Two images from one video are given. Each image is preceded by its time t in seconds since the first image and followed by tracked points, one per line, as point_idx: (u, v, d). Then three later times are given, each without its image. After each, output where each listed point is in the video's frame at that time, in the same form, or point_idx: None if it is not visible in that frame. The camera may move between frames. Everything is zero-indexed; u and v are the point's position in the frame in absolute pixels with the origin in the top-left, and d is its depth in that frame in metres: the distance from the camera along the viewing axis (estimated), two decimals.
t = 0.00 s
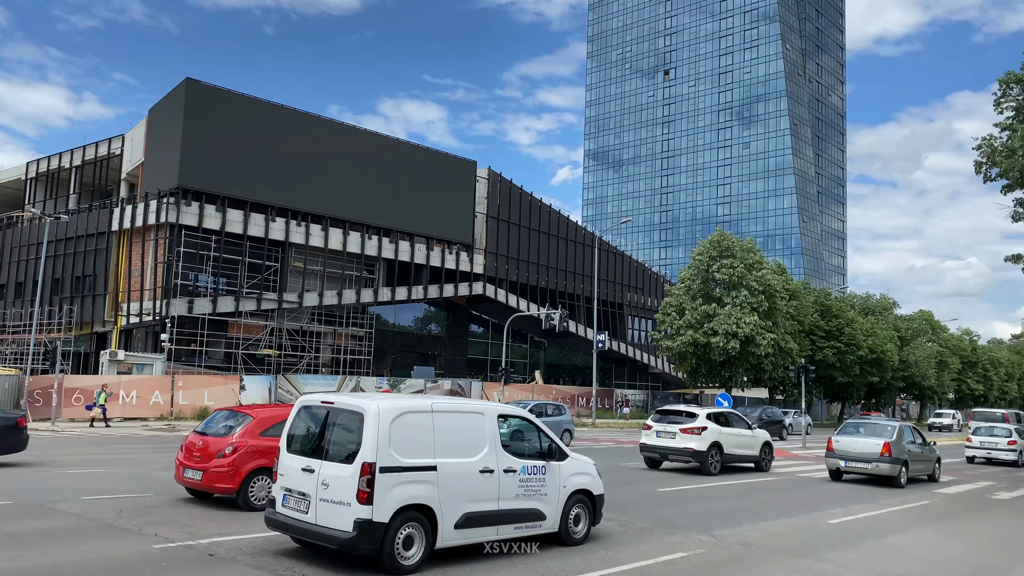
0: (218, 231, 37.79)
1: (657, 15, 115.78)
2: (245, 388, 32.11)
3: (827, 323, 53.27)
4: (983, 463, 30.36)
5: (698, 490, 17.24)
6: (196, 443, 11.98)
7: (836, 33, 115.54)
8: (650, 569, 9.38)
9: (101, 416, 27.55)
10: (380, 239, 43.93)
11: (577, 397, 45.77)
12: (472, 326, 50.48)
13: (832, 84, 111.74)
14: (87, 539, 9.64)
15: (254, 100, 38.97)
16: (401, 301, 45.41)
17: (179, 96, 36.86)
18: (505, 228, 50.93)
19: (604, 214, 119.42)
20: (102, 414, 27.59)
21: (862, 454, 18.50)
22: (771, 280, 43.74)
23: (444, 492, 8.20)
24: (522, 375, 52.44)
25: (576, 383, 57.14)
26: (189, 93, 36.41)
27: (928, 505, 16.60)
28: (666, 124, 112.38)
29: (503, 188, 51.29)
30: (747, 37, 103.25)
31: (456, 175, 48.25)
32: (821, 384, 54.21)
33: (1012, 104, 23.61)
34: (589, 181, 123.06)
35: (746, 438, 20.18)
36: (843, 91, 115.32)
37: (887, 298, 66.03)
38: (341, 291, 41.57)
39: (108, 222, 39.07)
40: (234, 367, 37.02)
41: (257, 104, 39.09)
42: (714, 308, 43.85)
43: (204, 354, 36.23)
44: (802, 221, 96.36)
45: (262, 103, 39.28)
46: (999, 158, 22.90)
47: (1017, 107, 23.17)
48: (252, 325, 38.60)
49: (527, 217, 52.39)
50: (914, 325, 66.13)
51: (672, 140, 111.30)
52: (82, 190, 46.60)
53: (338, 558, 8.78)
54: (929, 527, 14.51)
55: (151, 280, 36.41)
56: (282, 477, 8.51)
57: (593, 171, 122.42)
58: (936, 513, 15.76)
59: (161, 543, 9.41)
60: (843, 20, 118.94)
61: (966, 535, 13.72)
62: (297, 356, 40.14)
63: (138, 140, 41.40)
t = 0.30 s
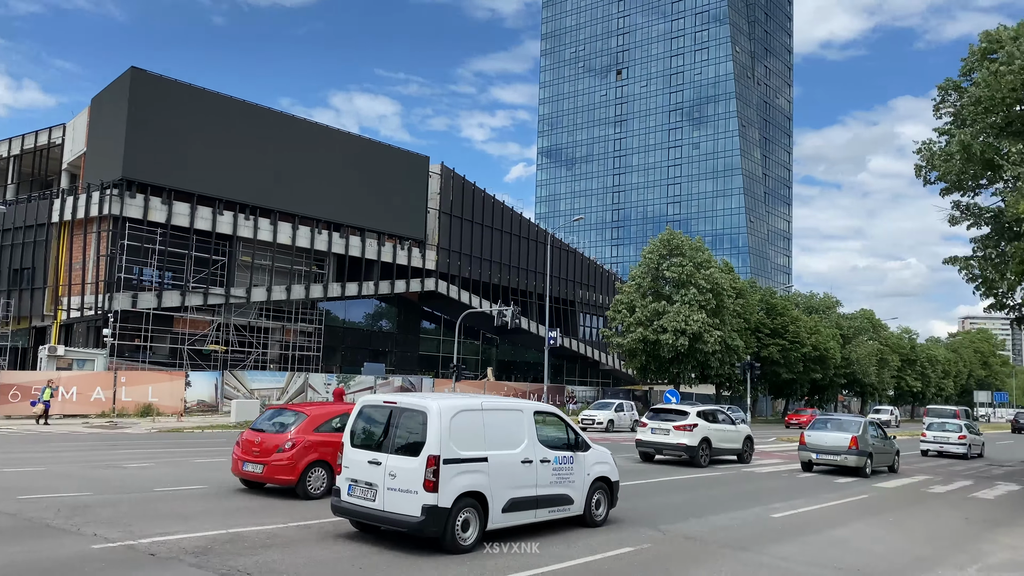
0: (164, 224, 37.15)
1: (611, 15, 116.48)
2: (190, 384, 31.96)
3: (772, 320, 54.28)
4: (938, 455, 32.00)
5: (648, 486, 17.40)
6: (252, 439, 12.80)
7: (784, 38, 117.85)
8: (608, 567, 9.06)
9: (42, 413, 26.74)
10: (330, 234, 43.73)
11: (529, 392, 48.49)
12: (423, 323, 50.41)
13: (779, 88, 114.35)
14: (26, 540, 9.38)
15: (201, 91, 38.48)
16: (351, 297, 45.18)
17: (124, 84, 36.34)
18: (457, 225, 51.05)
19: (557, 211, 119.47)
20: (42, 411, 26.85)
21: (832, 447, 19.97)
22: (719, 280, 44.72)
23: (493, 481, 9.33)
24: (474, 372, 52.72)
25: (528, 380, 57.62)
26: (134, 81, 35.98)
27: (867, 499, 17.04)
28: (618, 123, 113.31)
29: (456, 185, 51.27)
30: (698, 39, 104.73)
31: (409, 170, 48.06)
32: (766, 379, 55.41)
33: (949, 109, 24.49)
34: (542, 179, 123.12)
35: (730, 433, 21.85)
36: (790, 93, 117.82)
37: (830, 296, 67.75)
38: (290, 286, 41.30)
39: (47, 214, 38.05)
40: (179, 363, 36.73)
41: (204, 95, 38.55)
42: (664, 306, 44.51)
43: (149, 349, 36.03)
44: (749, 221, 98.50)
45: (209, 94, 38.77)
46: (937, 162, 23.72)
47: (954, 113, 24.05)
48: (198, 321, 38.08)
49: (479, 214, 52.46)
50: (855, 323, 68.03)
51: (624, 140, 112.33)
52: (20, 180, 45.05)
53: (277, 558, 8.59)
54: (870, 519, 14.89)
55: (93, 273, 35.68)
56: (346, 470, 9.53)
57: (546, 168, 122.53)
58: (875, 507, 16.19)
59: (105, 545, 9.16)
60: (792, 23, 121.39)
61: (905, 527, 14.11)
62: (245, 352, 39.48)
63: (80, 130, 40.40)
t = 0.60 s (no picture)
0: (117, 218, 36.48)
1: (573, 13, 116.54)
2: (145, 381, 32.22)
3: (728, 319, 54.84)
4: (901, 449, 33.41)
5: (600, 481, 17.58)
6: (303, 432, 13.94)
7: (743, 39, 119.25)
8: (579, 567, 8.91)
9: None
10: (287, 229, 43.50)
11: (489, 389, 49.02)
12: (383, 319, 49.86)
13: (737, 89, 116.07)
14: None
15: (153, 82, 37.83)
16: (309, 293, 44.53)
17: (75, 74, 35.59)
18: (418, 221, 50.91)
19: (519, 208, 119.68)
20: None
21: (810, 441, 21.56)
22: (678, 278, 45.36)
23: (532, 469, 10.74)
24: (434, 369, 52.84)
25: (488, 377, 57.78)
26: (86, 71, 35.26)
27: (820, 494, 17.34)
28: (580, 121, 113.69)
29: (417, 181, 51.15)
30: (658, 39, 105.56)
31: (369, 166, 47.90)
32: (723, 377, 56.10)
33: (901, 113, 25.08)
34: (503, 175, 122.65)
35: (720, 428, 24.44)
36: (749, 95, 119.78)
37: (785, 295, 68.89)
38: (246, 282, 41.14)
39: None
40: (132, 360, 36.15)
41: (157, 87, 37.92)
42: (624, 304, 44.85)
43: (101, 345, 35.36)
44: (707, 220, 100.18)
45: (162, 85, 38.15)
46: (890, 164, 24.24)
47: (905, 117, 24.67)
48: (152, 317, 37.42)
49: (440, 210, 52.43)
50: (810, 322, 69.24)
51: (585, 138, 112.81)
52: None
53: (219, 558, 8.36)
54: (824, 514, 15.10)
55: (43, 267, 34.92)
56: (400, 458, 10.79)
57: (507, 166, 122.25)
58: (828, 502, 16.46)
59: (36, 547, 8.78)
60: (751, 25, 122.97)
61: (857, 521, 14.36)
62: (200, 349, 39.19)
63: (29, 120, 39.43)
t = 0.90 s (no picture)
0: (79, 212, 35.82)
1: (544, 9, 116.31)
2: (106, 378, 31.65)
3: (695, 317, 55.35)
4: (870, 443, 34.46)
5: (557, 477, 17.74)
6: (352, 428, 14.89)
7: (711, 39, 120.40)
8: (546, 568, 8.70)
9: None
10: (254, 224, 43.18)
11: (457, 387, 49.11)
12: (351, 317, 50.10)
13: (705, 89, 117.10)
14: None
15: (113, 74, 37.20)
16: (275, 290, 44.56)
17: (36, 65, 34.90)
18: (386, 217, 50.90)
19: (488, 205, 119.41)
20: None
21: (793, 436, 23.11)
22: (646, 276, 45.66)
23: (563, 459, 12.08)
24: (403, 366, 52.90)
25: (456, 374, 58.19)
26: (47, 62, 34.59)
27: (782, 490, 17.53)
28: (550, 118, 113.65)
29: (385, 177, 51.03)
30: (629, 38, 106.10)
31: (336, 161, 47.66)
32: (689, 374, 56.69)
33: (865, 115, 25.45)
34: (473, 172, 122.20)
35: (717, 424, 25.64)
36: (717, 94, 120.89)
37: (752, 294, 69.92)
38: (211, 278, 40.75)
39: None
40: (94, 356, 35.70)
41: (118, 78, 37.34)
42: (591, 301, 45.14)
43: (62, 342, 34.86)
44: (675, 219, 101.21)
45: (123, 77, 37.57)
46: (853, 165, 24.64)
47: (868, 119, 25.05)
48: (115, 313, 37.28)
49: (408, 207, 52.38)
50: (774, 320, 70.61)
51: (555, 135, 112.81)
52: None
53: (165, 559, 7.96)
54: (785, 510, 15.21)
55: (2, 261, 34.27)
56: (445, 450, 11.98)
57: (476, 163, 121.81)
58: (788, 498, 16.61)
59: None
60: (720, 25, 124.14)
61: (815, 516, 14.50)
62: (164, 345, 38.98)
63: None
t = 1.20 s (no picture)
0: (48, 207, 35.11)
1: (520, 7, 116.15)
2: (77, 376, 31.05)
3: (671, 315, 55.70)
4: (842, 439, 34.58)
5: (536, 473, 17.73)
6: (397, 424, 17.73)
7: (686, 39, 121.19)
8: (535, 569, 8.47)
9: None
10: (228, 221, 42.67)
11: (433, 385, 49.03)
12: (326, 314, 49.72)
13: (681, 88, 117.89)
14: None
15: (84, 66, 36.44)
16: (249, 287, 44.01)
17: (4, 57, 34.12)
18: (362, 214, 50.55)
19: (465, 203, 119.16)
20: None
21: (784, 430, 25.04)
22: (622, 274, 45.90)
23: (590, 455, 12.96)
24: (378, 364, 52.69)
25: (432, 372, 58.06)
26: (16, 54, 33.84)
27: (756, 487, 17.74)
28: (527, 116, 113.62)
29: (361, 174, 50.68)
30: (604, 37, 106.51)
31: (312, 157, 47.19)
32: (664, 372, 57.07)
33: (838, 115, 25.77)
34: (450, 170, 121.89)
35: (716, 421, 27.60)
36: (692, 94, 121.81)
37: (726, 292, 70.64)
38: (185, 275, 40.13)
39: None
40: (64, 353, 35.40)
41: (89, 71, 36.58)
42: (568, 300, 45.25)
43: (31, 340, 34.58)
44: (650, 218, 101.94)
45: (94, 70, 36.81)
46: (827, 165, 24.96)
47: (842, 119, 25.36)
48: (85, 310, 36.72)
49: (385, 204, 52.10)
50: (747, 318, 71.40)
51: (531, 133, 112.88)
52: None
53: (139, 562, 7.68)
54: (762, 507, 15.36)
55: None
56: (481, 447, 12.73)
57: (453, 160, 121.43)
58: (764, 495, 16.81)
59: None
60: (695, 25, 125.08)
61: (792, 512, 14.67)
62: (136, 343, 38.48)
63: None
